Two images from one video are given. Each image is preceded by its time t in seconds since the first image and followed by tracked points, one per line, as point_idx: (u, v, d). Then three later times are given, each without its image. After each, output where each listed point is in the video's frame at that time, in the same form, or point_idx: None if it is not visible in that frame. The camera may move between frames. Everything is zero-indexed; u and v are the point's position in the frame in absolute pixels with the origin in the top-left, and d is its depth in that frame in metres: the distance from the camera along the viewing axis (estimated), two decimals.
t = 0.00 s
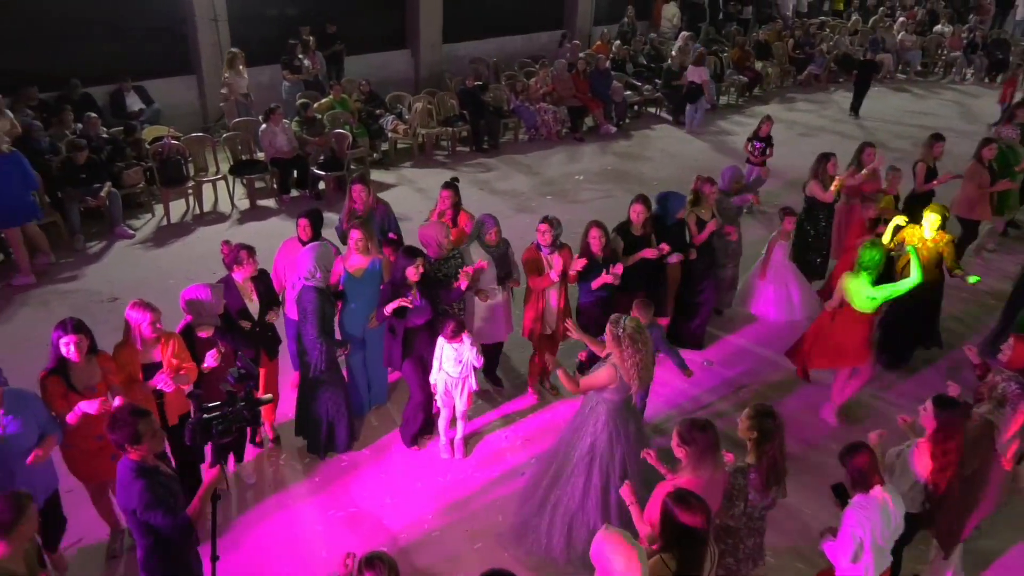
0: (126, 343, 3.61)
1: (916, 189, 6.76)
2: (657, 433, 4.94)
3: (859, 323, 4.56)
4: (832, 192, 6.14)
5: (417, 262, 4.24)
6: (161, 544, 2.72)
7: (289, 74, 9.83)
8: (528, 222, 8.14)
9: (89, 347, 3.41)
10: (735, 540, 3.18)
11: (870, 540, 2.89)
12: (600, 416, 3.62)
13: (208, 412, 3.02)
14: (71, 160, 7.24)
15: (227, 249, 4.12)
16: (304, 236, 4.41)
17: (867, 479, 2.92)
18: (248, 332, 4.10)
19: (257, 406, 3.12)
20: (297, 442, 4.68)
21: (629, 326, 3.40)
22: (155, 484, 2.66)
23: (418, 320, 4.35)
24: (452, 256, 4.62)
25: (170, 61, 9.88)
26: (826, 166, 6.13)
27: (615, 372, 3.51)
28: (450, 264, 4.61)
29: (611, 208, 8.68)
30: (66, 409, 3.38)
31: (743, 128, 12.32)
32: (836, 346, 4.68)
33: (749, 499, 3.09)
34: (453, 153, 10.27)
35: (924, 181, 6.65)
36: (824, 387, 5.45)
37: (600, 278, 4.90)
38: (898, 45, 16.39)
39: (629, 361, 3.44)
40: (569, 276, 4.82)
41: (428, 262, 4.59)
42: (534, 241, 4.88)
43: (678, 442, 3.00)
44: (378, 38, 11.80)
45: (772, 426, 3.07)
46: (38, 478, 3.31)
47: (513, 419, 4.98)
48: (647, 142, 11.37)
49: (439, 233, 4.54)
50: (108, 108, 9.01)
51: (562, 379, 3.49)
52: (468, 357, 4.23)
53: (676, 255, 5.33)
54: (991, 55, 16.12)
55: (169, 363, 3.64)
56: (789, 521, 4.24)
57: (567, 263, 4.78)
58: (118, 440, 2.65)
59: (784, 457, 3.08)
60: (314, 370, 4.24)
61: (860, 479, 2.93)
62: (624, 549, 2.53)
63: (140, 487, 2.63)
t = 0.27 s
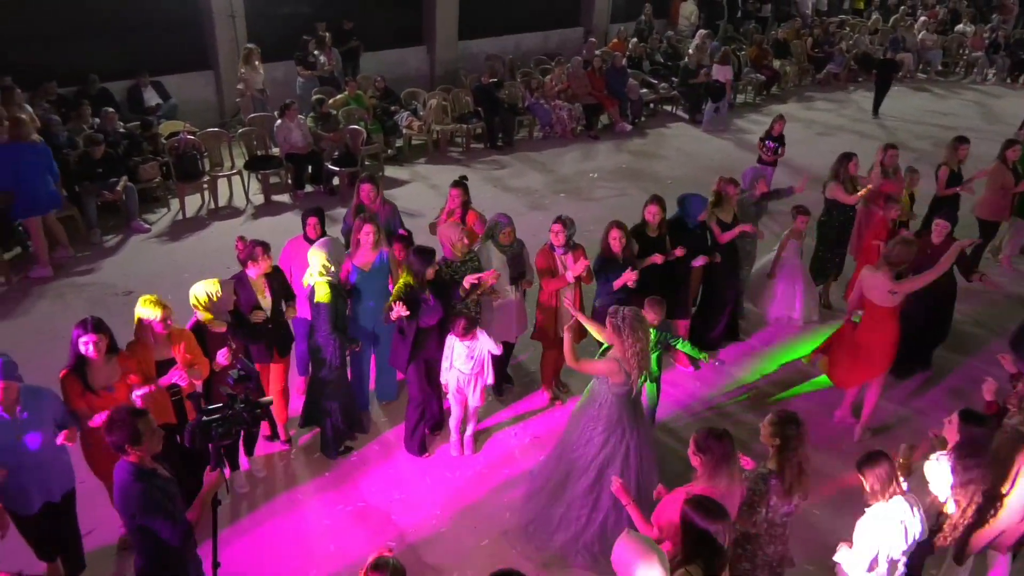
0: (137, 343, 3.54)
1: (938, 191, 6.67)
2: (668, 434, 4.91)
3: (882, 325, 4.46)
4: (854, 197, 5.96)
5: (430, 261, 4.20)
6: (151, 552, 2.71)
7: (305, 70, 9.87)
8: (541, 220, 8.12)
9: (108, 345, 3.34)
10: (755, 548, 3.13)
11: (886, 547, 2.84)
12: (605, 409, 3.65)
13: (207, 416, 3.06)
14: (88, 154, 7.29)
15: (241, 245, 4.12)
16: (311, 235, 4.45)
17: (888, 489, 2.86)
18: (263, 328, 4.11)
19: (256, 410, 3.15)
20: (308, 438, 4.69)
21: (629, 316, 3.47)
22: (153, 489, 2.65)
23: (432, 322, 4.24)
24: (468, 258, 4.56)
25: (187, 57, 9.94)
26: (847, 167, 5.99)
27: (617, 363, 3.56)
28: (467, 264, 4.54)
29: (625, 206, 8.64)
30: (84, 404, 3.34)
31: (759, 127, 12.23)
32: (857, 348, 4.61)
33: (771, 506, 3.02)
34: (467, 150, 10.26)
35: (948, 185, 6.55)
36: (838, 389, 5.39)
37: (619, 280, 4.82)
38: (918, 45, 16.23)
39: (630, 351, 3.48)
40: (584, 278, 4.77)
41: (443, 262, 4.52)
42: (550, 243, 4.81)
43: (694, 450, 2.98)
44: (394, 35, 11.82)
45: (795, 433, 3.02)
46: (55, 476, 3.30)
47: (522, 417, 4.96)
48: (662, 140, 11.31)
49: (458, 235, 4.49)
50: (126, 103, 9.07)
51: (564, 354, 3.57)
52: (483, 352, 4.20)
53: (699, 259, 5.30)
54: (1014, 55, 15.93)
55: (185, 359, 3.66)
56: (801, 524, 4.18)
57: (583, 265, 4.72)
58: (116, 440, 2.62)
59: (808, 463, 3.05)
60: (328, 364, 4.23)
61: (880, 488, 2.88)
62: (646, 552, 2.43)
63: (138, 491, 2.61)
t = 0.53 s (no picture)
0: (148, 339, 3.54)
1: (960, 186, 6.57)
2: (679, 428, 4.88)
3: (900, 327, 4.39)
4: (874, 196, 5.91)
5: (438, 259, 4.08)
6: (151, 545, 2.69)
7: (319, 60, 9.87)
8: (553, 211, 8.08)
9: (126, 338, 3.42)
10: (773, 551, 3.08)
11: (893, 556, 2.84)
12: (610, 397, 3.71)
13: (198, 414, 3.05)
14: (103, 143, 7.32)
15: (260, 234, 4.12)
16: (311, 227, 4.44)
17: (897, 493, 2.84)
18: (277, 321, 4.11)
19: (247, 407, 3.14)
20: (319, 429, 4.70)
21: (631, 310, 3.55)
22: (147, 489, 2.66)
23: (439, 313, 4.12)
24: (484, 253, 4.52)
25: (203, 46, 9.96)
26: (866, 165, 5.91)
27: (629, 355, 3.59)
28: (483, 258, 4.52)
29: (639, 199, 8.59)
30: (102, 398, 3.46)
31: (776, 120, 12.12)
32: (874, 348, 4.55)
33: (790, 509, 2.97)
34: (481, 141, 10.24)
35: (970, 180, 6.45)
36: (851, 386, 5.35)
37: (635, 279, 4.78)
38: (939, 38, 16.02)
39: (635, 343, 3.56)
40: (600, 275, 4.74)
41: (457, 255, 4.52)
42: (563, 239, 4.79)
43: (704, 454, 3.00)
44: (409, 25, 11.80)
45: (814, 434, 3.01)
46: (74, 470, 3.29)
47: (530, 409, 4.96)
48: (677, 133, 11.23)
49: (473, 231, 4.42)
50: (142, 91, 9.11)
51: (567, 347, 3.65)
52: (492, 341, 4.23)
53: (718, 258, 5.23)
54: None
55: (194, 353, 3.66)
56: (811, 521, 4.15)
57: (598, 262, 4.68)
58: (108, 441, 2.64)
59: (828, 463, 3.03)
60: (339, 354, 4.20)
61: (889, 493, 2.86)
62: (656, 551, 2.40)
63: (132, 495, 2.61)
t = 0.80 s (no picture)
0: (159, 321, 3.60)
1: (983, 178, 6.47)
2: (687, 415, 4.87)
3: (913, 316, 4.36)
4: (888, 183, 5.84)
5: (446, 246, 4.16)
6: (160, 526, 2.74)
7: (332, 44, 9.86)
8: (565, 198, 8.06)
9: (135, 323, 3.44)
10: (778, 540, 3.08)
11: (902, 545, 2.78)
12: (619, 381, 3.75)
13: (193, 402, 2.99)
14: (117, 126, 7.36)
15: (267, 219, 4.12)
16: (316, 214, 4.41)
17: (906, 484, 2.90)
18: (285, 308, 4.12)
19: (240, 395, 3.09)
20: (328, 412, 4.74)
21: (642, 294, 3.53)
22: (144, 475, 2.70)
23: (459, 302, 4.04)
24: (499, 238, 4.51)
25: (217, 30, 9.97)
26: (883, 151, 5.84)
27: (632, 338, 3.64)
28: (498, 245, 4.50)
29: (651, 186, 8.54)
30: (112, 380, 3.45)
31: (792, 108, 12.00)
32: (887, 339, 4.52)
33: (796, 498, 2.95)
34: (494, 126, 10.20)
35: (993, 171, 6.34)
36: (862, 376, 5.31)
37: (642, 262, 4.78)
38: (960, 25, 15.77)
39: (644, 328, 3.57)
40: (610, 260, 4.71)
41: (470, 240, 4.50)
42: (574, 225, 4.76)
43: (714, 439, 2.96)
44: (423, 10, 11.75)
45: (823, 423, 3.01)
46: (81, 450, 3.34)
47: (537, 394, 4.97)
48: (692, 119, 11.15)
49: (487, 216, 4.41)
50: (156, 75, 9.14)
51: (574, 327, 3.65)
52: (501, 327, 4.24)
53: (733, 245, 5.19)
54: None
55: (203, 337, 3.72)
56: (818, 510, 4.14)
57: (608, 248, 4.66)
58: (103, 428, 2.66)
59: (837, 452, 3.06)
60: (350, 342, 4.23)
61: (896, 484, 2.91)
62: (652, 540, 2.39)
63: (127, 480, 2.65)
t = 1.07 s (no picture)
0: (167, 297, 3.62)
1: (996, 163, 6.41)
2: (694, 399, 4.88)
3: (933, 300, 4.35)
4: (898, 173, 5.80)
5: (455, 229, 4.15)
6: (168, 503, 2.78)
7: (344, 25, 9.85)
8: (575, 181, 8.04)
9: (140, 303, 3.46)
10: (779, 519, 3.12)
11: (905, 532, 2.77)
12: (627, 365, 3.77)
13: (191, 381, 3.04)
14: (130, 106, 7.40)
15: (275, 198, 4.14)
16: (318, 195, 4.44)
17: (911, 471, 2.91)
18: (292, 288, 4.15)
19: (239, 373, 3.13)
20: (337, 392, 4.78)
21: (657, 281, 3.57)
22: (145, 453, 2.74)
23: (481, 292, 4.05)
24: (505, 219, 4.53)
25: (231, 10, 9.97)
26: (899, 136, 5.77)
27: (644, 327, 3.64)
28: (504, 226, 4.52)
29: (663, 169, 8.51)
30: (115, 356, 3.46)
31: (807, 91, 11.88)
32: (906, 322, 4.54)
33: (798, 480, 2.96)
34: (506, 108, 10.17)
35: (1007, 157, 6.27)
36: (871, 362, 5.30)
37: (642, 241, 4.80)
38: (981, 7, 15.52)
39: (653, 315, 3.61)
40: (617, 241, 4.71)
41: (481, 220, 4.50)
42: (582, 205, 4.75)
43: (718, 422, 2.96)
44: None
45: (826, 406, 2.99)
46: (88, 425, 3.39)
47: (546, 377, 4.99)
48: (705, 102, 11.07)
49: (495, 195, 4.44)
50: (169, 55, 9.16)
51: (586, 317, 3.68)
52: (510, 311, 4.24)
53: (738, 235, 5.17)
54: None
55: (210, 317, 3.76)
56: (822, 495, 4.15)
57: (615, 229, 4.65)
58: (105, 406, 2.68)
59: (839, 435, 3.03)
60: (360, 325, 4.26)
61: (902, 471, 2.92)
62: (643, 517, 2.43)
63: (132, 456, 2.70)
